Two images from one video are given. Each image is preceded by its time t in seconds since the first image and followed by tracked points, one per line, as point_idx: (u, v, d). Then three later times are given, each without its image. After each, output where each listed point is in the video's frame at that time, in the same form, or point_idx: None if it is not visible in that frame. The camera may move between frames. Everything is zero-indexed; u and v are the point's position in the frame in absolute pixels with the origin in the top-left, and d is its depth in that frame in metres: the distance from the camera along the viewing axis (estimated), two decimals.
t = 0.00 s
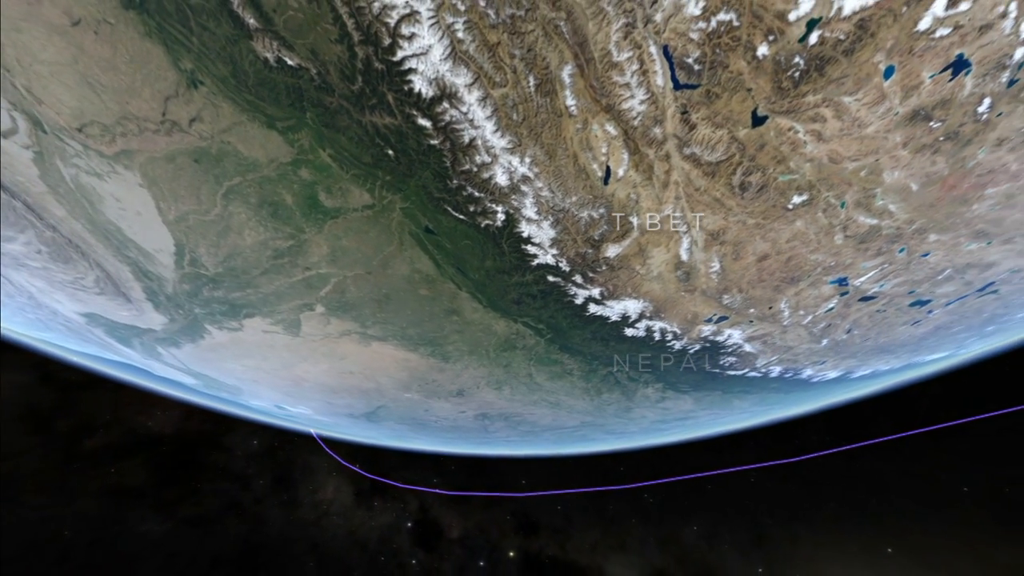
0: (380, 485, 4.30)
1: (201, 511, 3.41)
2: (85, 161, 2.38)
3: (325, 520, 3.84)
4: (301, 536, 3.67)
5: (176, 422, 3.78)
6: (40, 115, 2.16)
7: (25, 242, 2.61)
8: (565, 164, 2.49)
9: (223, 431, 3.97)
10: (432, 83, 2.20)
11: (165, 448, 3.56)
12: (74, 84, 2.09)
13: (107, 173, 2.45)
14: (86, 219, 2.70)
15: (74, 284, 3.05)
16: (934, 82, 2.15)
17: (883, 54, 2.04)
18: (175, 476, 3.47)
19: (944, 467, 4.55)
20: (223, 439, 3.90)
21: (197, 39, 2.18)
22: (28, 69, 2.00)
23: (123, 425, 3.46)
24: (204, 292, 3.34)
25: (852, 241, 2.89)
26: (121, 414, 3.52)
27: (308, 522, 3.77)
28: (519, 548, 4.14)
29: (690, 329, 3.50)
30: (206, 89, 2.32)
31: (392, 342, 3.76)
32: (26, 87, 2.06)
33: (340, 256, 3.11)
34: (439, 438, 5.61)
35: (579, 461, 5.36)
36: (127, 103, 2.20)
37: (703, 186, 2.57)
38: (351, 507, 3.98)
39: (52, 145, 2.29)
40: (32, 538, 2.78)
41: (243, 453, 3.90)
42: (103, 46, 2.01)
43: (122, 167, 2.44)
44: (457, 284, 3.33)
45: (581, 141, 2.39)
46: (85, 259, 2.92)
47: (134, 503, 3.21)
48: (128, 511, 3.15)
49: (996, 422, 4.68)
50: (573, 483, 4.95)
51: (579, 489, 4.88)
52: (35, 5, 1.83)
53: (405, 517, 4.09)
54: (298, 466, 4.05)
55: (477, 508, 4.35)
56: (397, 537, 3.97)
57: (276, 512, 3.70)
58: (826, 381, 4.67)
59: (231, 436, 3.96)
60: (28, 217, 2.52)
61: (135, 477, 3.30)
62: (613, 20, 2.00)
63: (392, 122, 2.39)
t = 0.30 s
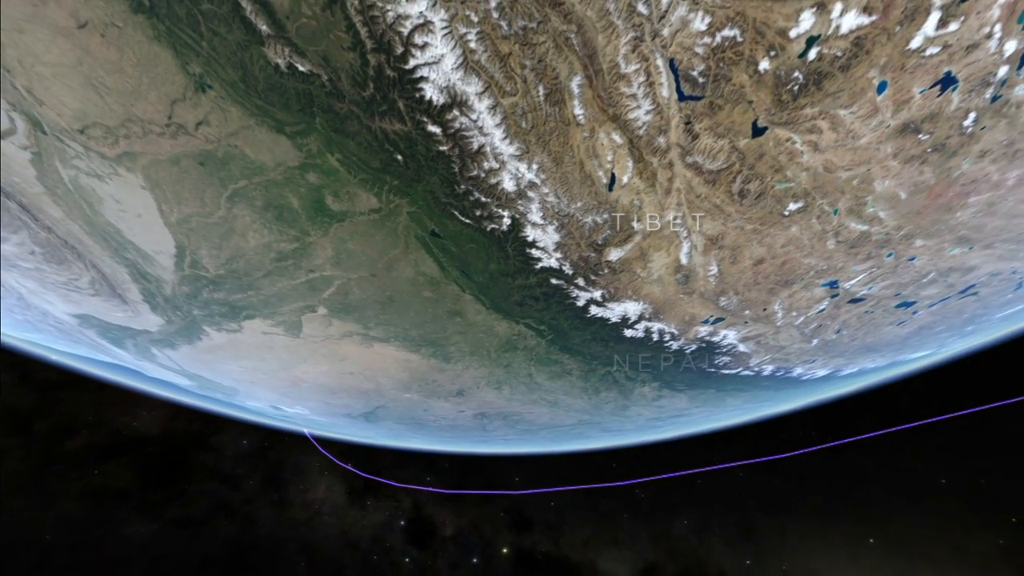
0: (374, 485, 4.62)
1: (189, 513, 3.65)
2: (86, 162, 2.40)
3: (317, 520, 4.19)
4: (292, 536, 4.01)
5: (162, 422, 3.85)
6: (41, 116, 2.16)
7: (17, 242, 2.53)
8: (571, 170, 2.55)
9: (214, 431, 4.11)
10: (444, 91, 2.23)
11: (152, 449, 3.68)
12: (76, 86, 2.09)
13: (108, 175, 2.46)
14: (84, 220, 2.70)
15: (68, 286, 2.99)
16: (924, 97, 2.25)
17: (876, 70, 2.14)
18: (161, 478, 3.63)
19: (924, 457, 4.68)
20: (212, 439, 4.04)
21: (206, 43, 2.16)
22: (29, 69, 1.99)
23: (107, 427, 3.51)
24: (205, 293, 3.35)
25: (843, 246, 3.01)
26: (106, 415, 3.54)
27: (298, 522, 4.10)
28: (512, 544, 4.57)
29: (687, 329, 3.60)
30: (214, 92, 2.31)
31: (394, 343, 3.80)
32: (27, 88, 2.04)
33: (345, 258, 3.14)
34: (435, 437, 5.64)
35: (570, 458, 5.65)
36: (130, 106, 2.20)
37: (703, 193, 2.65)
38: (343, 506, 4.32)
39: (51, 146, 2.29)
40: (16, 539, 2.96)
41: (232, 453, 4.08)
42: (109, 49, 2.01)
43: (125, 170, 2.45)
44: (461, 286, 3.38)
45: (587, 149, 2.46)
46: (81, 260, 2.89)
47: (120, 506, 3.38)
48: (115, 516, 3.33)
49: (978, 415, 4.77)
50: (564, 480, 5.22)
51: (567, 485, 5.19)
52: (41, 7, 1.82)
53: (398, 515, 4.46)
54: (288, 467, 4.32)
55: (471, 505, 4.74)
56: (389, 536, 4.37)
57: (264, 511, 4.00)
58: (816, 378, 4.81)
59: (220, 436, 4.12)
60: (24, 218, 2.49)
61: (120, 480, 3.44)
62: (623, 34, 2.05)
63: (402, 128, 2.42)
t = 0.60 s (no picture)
0: (366, 483, 4.82)
1: (175, 514, 3.93)
2: (87, 164, 2.39)
3: (308, 519, 4.41)
4: (284, 536, 4.25)
5: (147, 423, 4.24)
6: (41, 117, 2.15)
7: (11, 243, 2.58)
8: (577, 177, 2.61)
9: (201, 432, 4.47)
10: (454, 99, 2.27)
11: (138, 450, 4.06)
12: (79, 88, 2.07)
13: (110, 176, 2.46)
14: (82, 221, 2.72)
15: (61, 287, 3.03)
16: (913, 111, 2.37)
17: (870, 86, 2.23)
18: (146, 481, 3.96)
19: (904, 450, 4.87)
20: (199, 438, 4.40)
21: (216, 48, 2.16)
22: (31, 71, 1.96)
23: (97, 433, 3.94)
24: (205, 295, 3.34)
25: (835, 251, 3.13)
26: (89, 416, 3.99)
27: (286, 521, 4.33)
28: (505, 541, 4.72)
29: (684, 330, 3.72)
30: (222, 97, 2.31)
31: (396, 344, 3.83)
32: (29, 89, 2.03)
33: (350, 261, 3.16)
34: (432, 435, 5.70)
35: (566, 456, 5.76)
36: (136, 109, 2.19)
37: (703, 200, 2.74)
38: (334, 506, 4.54)
39: (52, 147, 2.29)
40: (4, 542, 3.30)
41: (220, 453, 4.41)
42: (116, 51, 1.99)
43: (127, 172, 2.45)
44: (465, 289, 3.44)
45: (593, 157, 2.53)
46: (76, 262, 2.93)
47: (106, 508, 3.71)
48: (99, 519, 3.64)
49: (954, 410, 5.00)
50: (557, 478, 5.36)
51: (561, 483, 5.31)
52: (47, 9, 1.80)
53: (391, 514, 4.65)
54: (278, 467, 4.58)
55: (464, 503, 4.89)
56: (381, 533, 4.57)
57: (253, 510, 4.25)
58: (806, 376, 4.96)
59: (207, 436, 4.46)
60: (20, 219, 2.52)
61: (104, 483, 3.78)
62: (631, 47, 2.13)
63: (411, 134, 2.45)
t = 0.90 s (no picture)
0: (359, 482, 4.85)
1: (162, 515, 3.91)
2: (87, 166, 2.39)
3: (299, 519, 4.40)
4: (275, 536, 4.22)
5: (132, 423, 4.26)
6: (42, 119, 2.14)
7: (5, 244, 2.53)
8: (582, 183, 2.68)
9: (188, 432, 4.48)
10: (464, 107, 2.31)
11: (121, 450, 4.04)
12: (85, 90, 2.07)
13: (112, 178, 2.46)
14: (80, 223, 2.70)
15: (56, 288, 2.98)
16: (902, 124, 2.48)
17: (863, 99, 2.33)
18: (132, 483, 3.94)
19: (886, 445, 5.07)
20: (188, 439, 4.42)
21: (227, 54, 2.17)
22: (36, 73, 1.96)
23: (81, 435, 3.96)
24: (205, 297, 3.33)
25: (827, 254, 3.25)
26: (71, 417, 4.01)
27: (278, 522, 4.30)
28: (499, 538, 4.78)
29: (681, 330, 3.84)
30: (231, 102, 2.32)
31: (397, 345, 3.87)
32: (32, 91, 2.03)
33: (355, 264, 3.19)
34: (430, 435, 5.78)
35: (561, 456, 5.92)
36: (143, 112, 2.19)
37: (703, 206, 2.83)
38: (326, 506, 4.54)
39: (52, 148, 2.27)
40: None
41: (209, 453, 4.43)
42: (126, 55, 1.99)
43: (131, 174, 2.45)
44: (468, 291, 3.51)
45: (598, 164, 2.60)
46: (72, 264, 2.89)
47: (90, 510, 3.68)
48: (83, 520, 3.60)
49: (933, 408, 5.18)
50: (552, 476, 5.51)
51: (555, 481, 5.46)
52: (55, 12, 1.78)
53: (384, 513, 4.69)
54: (269, 467, 4.61)
55: (457, 502, 4.97)
56: (375, 532, 4.58)
57: (243, 511, 4.23)
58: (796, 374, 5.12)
59: (194, 436, 4.48)
60: (16, 220, 2.48)
61: (88, 484, 3.76)
62: (638, 60, 2.19)
63: (421, 140, 2.48)
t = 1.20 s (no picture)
0: (352, 481, 4.95)
1: (148, 517, 3.92)
2: (89, 168, 2.38)
3: (290, 519, 4.49)
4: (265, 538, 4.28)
5: (116, 424, 4.22)
6: (45, 121, 2.11)
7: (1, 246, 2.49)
8: (587, 190, 2.75)
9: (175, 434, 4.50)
10: (474, 115, 2.36)
11: (105, 452, 4.02)
12: (90, 93, 2.07)
13: (114, 180, 2.44)
14: (79, 225, 2.68)
15: (51, 290, 2.94)
16: (891, 136, 2.59)
17: (855, 112, 2.44)
18: (117, 483, 3.93)
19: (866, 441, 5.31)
20: (175, 440, 4.46)
21: (239, 60, 2.18)
22: (41, 75, 1.95)
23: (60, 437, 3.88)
24: (206, 299, 3.33)
25: (818, 258, 3.38)
26: (52, 417, 3.94)
27: (269, 522, 4.39)
28: (493, 534, 4.92)
29: (677, 330, 3.97)
30: (241, 107, 2.32)
31: (399, 346, 3.91)
32: (35, 94, 2.01)
33: (360, 266, 3.22)
34: (429, 435, 5.86)
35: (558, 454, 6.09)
36: (150, 115, 2.19)
37: (702, 212, 2.93)
38: (318, 505, 4.63)
39: (53, 150, 2.25)
40: None
41: (196, 453, 4.49)
42: (134, 59, 1.98)
43: (134, 177, 2.44)
44: (471, 293, 3.57)
45: (603, 171, 2.68)
46: (69, 265, 2.87)
47: (72, 513, 3.64)
48: (66, 523, 3.57)
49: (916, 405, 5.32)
50: (547, 475, 5.68)
51: (549, 479, 5.62)
52: (63, 16, 1.79)
53: (377, 511, 4.79)
54: (260, 466, 4.71)
55: (451, 500, 5.10)
56: (367, 532, 4.67)
57: (232, 513, 4.30)
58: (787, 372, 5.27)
59: (181, 437, 4.53)
60: (12, 222, 2.44)
61: (70, 486, 3.71)
62: (643, 73, 2.28)
63: (429, 147, 2.52)
